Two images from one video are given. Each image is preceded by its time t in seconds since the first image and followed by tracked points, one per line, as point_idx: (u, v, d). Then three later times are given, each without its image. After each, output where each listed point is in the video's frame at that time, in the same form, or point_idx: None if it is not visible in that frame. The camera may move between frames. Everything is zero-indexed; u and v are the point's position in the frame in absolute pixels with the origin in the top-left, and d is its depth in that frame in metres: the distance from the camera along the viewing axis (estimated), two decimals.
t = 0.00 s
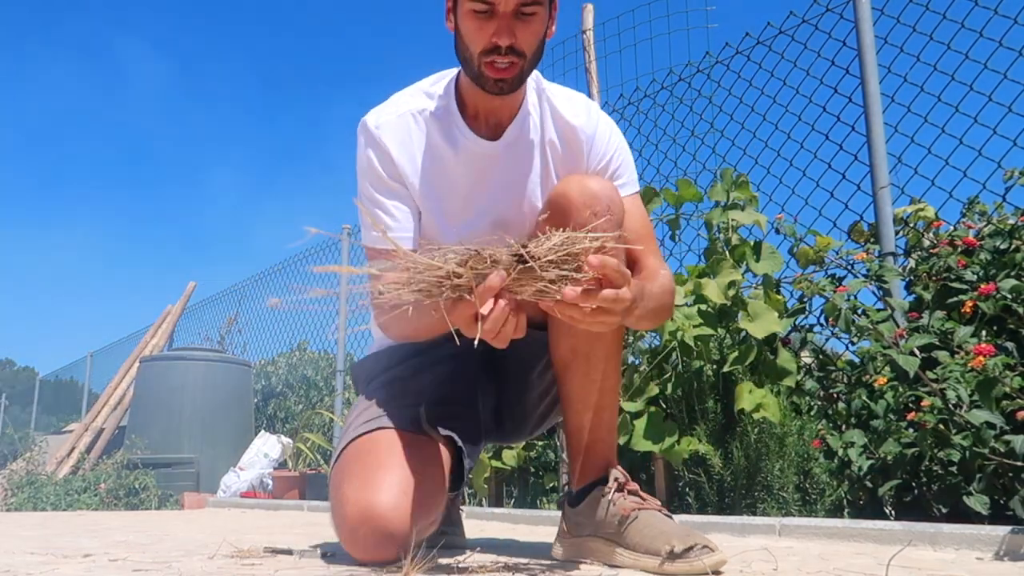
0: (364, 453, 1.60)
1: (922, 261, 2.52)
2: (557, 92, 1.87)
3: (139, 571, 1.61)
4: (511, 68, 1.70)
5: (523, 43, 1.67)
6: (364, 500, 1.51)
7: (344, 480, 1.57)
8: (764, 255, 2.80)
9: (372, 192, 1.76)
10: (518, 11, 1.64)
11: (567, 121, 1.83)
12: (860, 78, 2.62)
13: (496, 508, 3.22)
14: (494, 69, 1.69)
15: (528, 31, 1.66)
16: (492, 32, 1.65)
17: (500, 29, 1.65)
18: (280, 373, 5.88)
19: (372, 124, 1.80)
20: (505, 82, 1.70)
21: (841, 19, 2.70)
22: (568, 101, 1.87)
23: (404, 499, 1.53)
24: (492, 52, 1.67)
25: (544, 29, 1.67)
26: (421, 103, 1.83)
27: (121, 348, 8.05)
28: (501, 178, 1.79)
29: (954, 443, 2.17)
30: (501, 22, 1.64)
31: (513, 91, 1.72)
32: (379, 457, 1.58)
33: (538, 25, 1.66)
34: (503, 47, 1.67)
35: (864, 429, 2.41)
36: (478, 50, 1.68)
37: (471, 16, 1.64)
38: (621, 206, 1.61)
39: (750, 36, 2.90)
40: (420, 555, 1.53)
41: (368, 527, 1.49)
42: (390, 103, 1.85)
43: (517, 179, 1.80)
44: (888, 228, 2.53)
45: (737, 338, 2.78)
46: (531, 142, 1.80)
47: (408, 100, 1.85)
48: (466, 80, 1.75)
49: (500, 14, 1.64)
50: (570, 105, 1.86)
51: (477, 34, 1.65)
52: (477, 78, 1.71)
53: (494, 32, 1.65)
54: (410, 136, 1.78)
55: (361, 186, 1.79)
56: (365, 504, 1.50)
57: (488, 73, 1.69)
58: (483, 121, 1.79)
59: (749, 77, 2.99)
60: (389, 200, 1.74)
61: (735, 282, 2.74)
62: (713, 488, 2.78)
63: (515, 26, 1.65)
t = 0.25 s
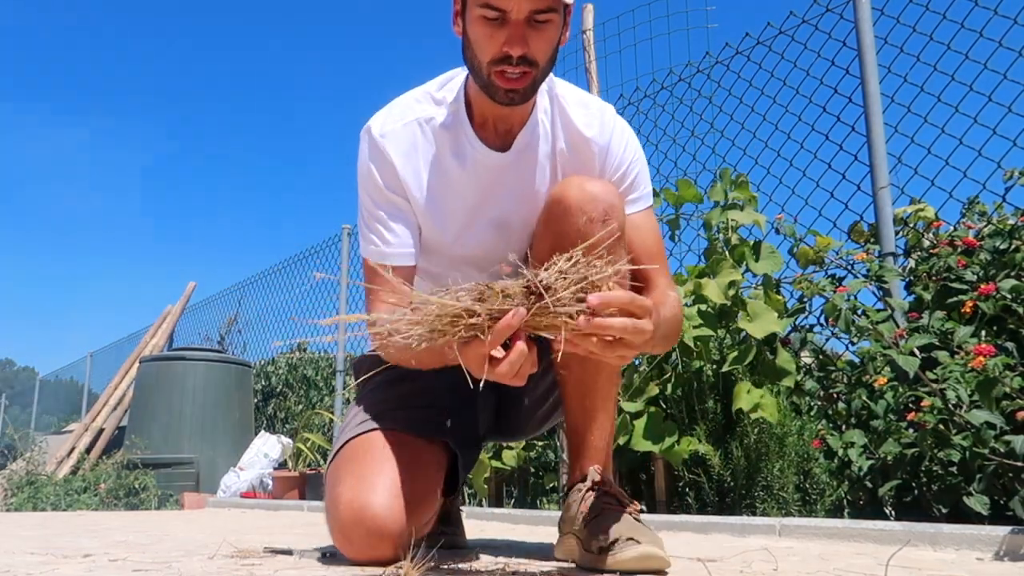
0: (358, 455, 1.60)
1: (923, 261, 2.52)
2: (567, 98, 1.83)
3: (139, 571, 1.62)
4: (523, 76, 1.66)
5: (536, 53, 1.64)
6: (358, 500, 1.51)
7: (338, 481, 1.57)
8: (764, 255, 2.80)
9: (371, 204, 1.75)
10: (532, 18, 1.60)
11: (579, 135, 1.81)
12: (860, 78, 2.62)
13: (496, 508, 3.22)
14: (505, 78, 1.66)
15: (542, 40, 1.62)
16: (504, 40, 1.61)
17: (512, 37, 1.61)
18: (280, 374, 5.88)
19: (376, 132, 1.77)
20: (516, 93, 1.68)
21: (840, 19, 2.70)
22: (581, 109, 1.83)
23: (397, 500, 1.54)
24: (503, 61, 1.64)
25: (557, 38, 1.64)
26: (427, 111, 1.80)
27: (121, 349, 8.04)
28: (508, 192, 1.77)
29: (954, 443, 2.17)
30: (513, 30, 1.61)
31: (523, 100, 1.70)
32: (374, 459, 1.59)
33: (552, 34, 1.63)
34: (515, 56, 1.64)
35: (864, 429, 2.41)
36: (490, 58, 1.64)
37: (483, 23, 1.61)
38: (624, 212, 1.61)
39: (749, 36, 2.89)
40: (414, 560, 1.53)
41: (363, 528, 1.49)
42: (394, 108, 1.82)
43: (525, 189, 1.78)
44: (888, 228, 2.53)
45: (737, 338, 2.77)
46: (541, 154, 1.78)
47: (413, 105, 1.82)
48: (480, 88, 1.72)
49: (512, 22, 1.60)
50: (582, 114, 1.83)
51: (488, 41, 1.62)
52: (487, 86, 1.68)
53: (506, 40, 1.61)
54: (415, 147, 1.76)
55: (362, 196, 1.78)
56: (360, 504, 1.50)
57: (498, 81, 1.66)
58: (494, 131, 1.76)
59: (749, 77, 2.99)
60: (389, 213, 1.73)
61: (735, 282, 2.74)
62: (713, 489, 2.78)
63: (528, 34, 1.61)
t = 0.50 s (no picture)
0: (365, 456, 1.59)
1: (923, 261, 2.52)
2: (595, 110, 1.66)
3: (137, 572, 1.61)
4: (536, 100, 1.50)
5: (552, 73, 1.48)
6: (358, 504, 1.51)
7: (343, 478, 1.58)
8: (764, 255, 2.79)
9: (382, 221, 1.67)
10: (546, 34, 1.45)
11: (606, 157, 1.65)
12: (860, 78, 2.62)
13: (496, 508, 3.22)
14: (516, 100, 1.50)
15: (558, 58, 1.46)
16: (515, 58, 1.46)
17: (525, 55, 1.45)
18: (280, 374, 5.88)
19: (391, 145, 1.67)
20: (532, 119, 1.51)
21: (840, 19, 2.70)
22: (614, 124, 1.65)
23: (391, 509, 1.52)
24: (516, 83, 1.48)
25: (576, 55, 1.48)
26: (448, 122, 1.68)
27: (121, 349, 8.04)
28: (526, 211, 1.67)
29: (954, 443, 2.17)
30: (526, 47, 1.45)
31: (541, 126, 1.53)
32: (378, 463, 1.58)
33: (570, 51, 1.47)
34: (527, 76, 1.47)
35: (864, 429, 2.41)
36: (499, 77, 1.48)
37: (491, 40, 1.46)
38: (626, 221, 1.56)
39: (750, 36, 2.96)
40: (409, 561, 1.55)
41: (361, 531, 1.51)
42: (413, 116, 1.71)
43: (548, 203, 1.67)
44: (888, 228, 2.53)
45: (737, 338, 2.74)
46: (563, 176, 1.65)
47: (432, 114, 1.70)
48: (493, 107, 1.57)
49: (524, 37, 1.45)
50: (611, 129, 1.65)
51: (498, 58, 1.46)
52: (500, 110, 1.52)
53: (517, 58, 1.46)
54: (430, 165, 1.65)
55: (375, 212, 1.69)
56: (359, 510, 1.50)
57: (511, 105, 1.50)
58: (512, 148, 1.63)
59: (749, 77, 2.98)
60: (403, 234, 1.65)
61: (735, 282, 2.73)
62: (713, 489, 2.78)
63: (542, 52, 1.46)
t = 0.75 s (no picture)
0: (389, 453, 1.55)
1: (923, 261, 2.51)
2: (629, 121, 1.55)
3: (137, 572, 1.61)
4: (558, 129, 1.44)
5: (576, 102, 1.41)
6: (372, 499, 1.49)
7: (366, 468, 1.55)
8: (765, 255, 2.79)
9: (399, 229, 1.65)
10: (569, 63, 1.38)
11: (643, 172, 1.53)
12: (861, 78, 2.62)
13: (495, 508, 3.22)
14: (537, 127, 1.43)
15: (582, 87, 1.40)
16: (537, 88, 1.39)
17: (547, 85, 1.39)
18: (280, 374, 5.87)
19: (416, 152, 1.64)
20: (555, 145, 1.46)
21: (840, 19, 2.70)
22: (649, 134, 1.54)
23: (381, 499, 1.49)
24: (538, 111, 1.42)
25: (601, 83, 1.42)
26: (476, 133, 1.62)
27: (121, 349, 8.03)
28: (556, 226, 1.60)
29: (954, 443, 2.17)
30: (548, 77, 1.39)
31: (565, 151, 1.47)
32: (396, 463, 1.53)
33: (594, 78, 1.41)
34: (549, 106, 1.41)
35: (864, 429, 2.40)
36: (518, 101, 1.42)
37: (512, 66, 1.40)
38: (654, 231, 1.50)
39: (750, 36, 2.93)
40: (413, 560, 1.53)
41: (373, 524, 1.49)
42: (442, 124, 1.66)
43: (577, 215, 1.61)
44: (888, 228, 2.53)
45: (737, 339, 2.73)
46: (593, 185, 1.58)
47: (460, 123, 1.64)
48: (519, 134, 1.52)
49: (546, 67, 1.38)
50: (647, 141, 1.53)
51: (519, 86, 1.40)
52: (522, 135, 1.46)
53: (536, 85, 1.39)
54: (453, 175, 1.60)
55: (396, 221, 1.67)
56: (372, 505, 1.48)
57: (533, 132, 1.44)
58: (544, 162, 1.55)
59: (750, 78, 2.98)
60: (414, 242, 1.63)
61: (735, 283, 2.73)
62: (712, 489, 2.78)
63: (566, 81, 1.39)
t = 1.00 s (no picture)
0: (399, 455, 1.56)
1: (922, 260, 2.52)
2: (641, 129, 1.45)
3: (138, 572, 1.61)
4: (567, 151, 1.35)
5: (585, 125, 1.33)
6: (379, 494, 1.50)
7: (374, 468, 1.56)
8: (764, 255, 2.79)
9: (401, 245, 1.57)
10: (576, 86, 1.29)
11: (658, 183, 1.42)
12: (860, 78, 2.62)
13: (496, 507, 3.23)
14: (545, 151, 1.35)
15: (591, 109, 1.31)
16: (542, 113, 1.30)
17: (553, 110, 1.30)
18: (280, 373, 5.88)
19: (421, 166, 1.55)
20: (565, 166, 1.37)
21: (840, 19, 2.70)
22: (664, 138, 1.42)
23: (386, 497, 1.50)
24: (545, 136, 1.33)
25: (612, 103, 1.33)
26: (483, 144, 1.54)
27: (121, 349, 8.04)
28: (573, 232, 1.52)
29: (953, 443, 2.17)
30: (553, 102, 1.30)
31: (576, 171, 1.38)
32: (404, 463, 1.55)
33: (604, 99, 1.32)
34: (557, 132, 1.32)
35: (864, 429, 2.40)
36: (525, 127, 1.33)
37: (516, 89, 1.31)
38: (682, 238, 1.41)
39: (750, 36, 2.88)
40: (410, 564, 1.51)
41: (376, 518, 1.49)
42: (448, 135, 1.58)
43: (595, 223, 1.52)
44: (888, 228, 2.53)
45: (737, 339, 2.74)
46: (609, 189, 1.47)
47: (466, 135, 1.56)
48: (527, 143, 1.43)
49: (551, 92, 1.29)
50: (660, 150, 1.42)
51: (523, 110, 1.31)
52: (531, 156, 1.38)
53: (542, 112, 1.30)
54: (462, 191, 1.51)
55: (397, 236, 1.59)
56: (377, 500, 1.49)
57: (541, 155, 1.36)
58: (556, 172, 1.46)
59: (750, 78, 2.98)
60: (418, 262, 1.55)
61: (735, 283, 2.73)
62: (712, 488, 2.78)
63: (573, 105, 1.30)
